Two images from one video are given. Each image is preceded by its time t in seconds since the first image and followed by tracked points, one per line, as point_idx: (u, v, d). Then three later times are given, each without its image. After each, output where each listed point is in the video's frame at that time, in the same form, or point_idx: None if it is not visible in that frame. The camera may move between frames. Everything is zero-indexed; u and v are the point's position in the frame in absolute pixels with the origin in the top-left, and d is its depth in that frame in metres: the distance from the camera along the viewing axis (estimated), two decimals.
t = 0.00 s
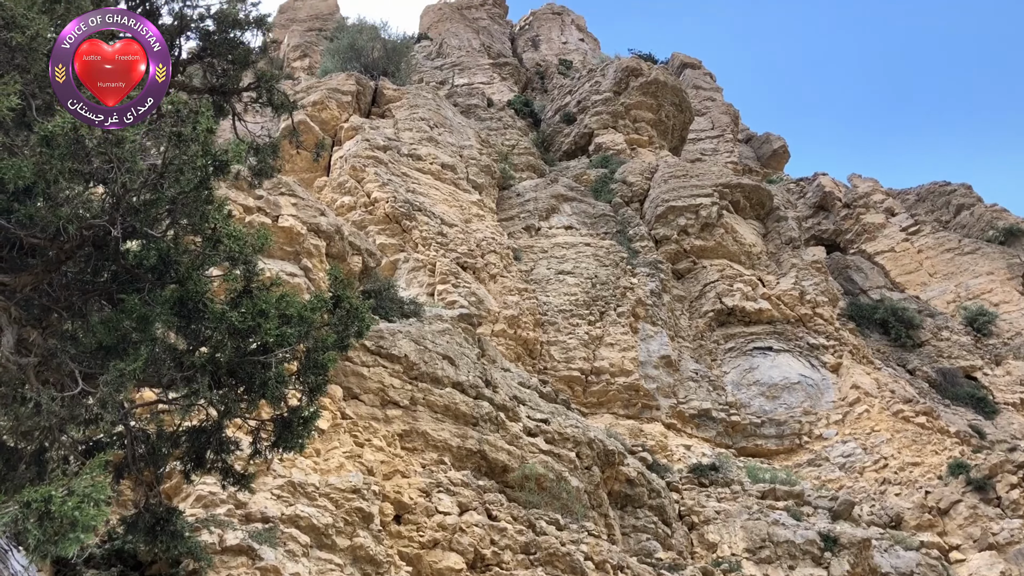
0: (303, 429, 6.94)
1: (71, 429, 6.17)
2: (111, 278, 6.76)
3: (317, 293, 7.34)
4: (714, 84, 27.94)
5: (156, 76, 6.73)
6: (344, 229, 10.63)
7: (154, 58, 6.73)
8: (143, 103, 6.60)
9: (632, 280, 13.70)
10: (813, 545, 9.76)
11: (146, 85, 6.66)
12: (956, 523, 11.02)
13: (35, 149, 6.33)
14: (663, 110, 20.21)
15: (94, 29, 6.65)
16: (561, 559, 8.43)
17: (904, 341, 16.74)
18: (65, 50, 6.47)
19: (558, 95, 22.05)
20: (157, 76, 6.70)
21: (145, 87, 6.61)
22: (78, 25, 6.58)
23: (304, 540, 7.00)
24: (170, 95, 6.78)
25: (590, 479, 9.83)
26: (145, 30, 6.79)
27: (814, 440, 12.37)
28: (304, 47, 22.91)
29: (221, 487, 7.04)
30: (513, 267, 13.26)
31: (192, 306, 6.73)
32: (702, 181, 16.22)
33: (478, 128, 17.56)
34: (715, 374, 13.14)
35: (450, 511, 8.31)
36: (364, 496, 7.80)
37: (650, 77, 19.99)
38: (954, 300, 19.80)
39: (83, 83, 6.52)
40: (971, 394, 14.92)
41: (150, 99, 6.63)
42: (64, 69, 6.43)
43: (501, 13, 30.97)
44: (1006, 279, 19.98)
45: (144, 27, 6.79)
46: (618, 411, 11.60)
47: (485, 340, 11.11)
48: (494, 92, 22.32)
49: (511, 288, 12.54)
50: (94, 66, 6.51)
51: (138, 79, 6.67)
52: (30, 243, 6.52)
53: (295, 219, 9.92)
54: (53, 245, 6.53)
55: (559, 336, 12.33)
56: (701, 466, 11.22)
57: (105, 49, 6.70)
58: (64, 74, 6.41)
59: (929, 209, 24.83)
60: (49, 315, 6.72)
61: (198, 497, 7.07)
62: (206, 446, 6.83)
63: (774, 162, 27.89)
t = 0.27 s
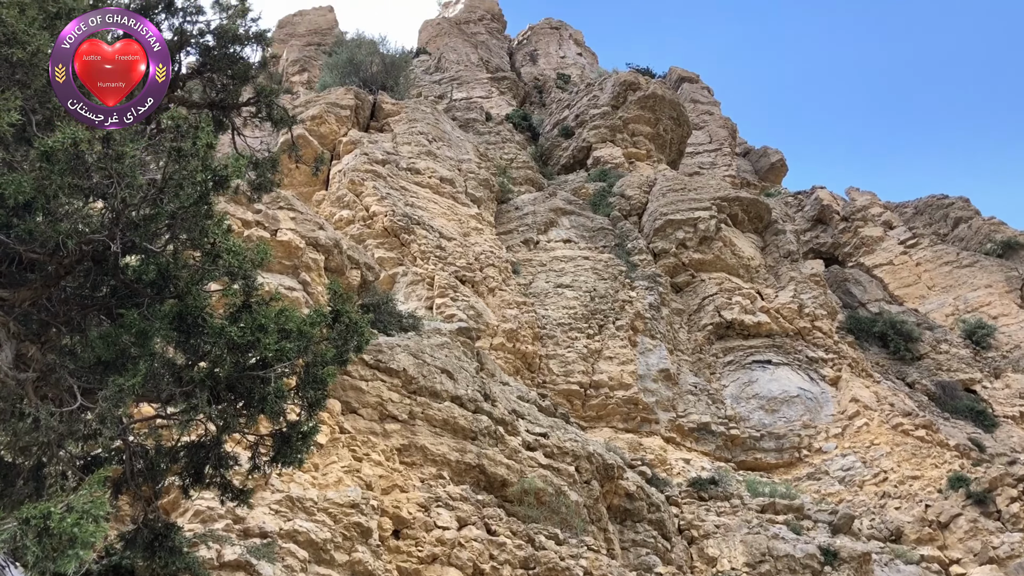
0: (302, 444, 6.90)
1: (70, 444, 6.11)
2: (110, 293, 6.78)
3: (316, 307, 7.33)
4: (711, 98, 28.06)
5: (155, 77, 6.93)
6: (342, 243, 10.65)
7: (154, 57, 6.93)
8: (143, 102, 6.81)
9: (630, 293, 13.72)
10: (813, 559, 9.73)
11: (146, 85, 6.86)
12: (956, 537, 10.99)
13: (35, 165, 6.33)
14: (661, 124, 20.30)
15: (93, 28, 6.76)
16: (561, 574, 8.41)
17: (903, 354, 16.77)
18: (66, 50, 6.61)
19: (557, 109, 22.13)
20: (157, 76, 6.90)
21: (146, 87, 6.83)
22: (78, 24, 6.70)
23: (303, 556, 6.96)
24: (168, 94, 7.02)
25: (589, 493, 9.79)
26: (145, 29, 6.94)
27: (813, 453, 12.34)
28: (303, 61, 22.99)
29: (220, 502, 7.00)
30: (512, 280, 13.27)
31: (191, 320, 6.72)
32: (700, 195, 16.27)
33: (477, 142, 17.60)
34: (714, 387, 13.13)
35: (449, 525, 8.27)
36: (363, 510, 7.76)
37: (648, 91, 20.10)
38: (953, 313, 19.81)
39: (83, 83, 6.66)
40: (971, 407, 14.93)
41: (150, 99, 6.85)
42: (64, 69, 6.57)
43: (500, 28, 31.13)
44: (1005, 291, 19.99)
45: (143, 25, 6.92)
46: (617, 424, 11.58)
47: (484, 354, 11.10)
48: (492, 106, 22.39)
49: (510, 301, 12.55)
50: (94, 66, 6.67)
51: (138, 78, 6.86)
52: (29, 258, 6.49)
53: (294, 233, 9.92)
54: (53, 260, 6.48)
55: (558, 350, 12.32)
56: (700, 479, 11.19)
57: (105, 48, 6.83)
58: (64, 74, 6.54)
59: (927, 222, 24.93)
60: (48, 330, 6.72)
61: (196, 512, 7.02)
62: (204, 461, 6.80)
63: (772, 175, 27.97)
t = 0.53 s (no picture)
0: (301, 459, 6.88)
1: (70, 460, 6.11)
2: (109, 309, 6.78)
3: (315, 321, 7.33)
4: (708, 111, 28.18)
5: (155, 76, 7.00)
6: (341, 256, 10.66)
7: (154, 57, 7.00)
8: (143, 101, 6.90)
9: (628, 305, 13.73)
10: (813, 572, 9.71)
11: (146, 85, 6.94)
12: (956, 549, 10.95)
13: (34, 182, 6.35)
14: (658, 137, 20.32)
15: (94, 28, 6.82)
16: None
17: (902, 366, 16.80)
18: (66, 50, 6.67)
19: (554, 123, 22.22)
20: (157, 76, 6.99)
21: (146, 87, 6.92)
22: (78, 25, 6.76)
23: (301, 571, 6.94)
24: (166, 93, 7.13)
25: (588, 506, 9.76)
26: (145, 28, 6.99)
27: (812, 466, 12.33)
28: (301, 76, 23.06)
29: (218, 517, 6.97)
30: (510, 293, 13.28)
31: (190, 335, 6.69)
32: (698, 207, 16.31)
33: (475, 156, 17.65)
34: (713, 400, 13.14)
35: (448, 539, 8.24)
36: (362, 525, 7.72)
37: (645, 104, 20.18)
38: (950, 325, 19.84)
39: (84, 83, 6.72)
40: (969, 419, 14.95)
41: (150, 99, 6.95)
42: (64, 69, 6.65)
43: (497, 42, 31.28)
44: (1002, 303, 20.11)
45: (143, 25, 6.99)
46: (616, 437, 11.56)
47: (483, 367, 11.10)
48: (490, 119, 22.45)
49: (508, 314, 12.55)
50: (94, 66, 6.73)
51: (138, 79, 6.92)
52: (28, 274, 6.48)
53: (293, 247, 9.92)
54: (52, 275, 6.49)
55: (556, 363, 12.30)
56: (699, 492, 11.16)
57: (104, 48, 6.85)
58: (64, 74, 6.62)
59: (924, 234, 25.03)
60: (47, 345, 6.70)
61: (194, 527, 7.00)
62: (204, 476, 6.78)
63: (769, 188, 28.07)
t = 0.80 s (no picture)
0: (302, 475, 6.85)
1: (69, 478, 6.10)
2: (109, 326, 6.75)
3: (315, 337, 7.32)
4: (706, 125, 28.29)
5: (155, 75, 7.06)
6: (341, 271, 10.66)
7: (154, 57, 7.04)
8: (143, 102, 6.99)
9: (628, 319, 13.73)
10: None
11: (146, 85, 7.01)
12: (959, 563, 10.85)
13: (35, 199, 6.36)
14: (657, 151, 20.42)
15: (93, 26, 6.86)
16: None
17: (902, 379, 16.78)
18: (66, 49, 6.73)
19: (553, 137, 22.30)
20: (157, 76, 7.04)
21: (145, 87, 6.99)
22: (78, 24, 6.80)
23: None
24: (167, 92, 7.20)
25: (589, 521, 9.72)
26: (145, 28, 7.02)
27: (814, 479, 12.29)
28: (301, 91, 23.16)
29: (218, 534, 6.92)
30: (510, 307, 13.28)
31: (191, 352, 6.74)
32: (697, 221, 16.36)
33: (474, 170, 17.69)
34: (713, 413, 13.11)
35: (449, 555, 8.18)
36: (362, 541, 7.68)
37: (643, 119, 20.26)
38: (950, 337, 19.84)
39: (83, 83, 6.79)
40: (970, 432, 14.94)
41: (150, 98, 7.02)
42: (64, 68, 6.72)
43: (496, 58, 31.45)
44: (1001, 315, 20.13)
45: (143, 25, 7.02)
46: (617, 452, 11.54)
47: (483, 382, 11.09)
48: (489, 134, 22.52)
49: (508, 328, 12.54)
50: (93, 66, 6.79)
51: (138, 78, 6.97)
52: (29, 292, 6.47)
53: (292, 262, 9.92)
54: (53, 293, 6.46)
55: (556, 377, 12.28)
56: (700, 506, 11.12)
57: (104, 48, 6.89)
58: (64, 74, 6.70)
59: (924, 246, 25.09)
60: (47, 363, 6.69)
61: (194, 544, 6.96)
62: (204, 493, 6.75)
63: (768, 202, 28.15)
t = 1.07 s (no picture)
0: (303, 495, 6.83)
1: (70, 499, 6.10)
2: (111, 347, 6.72)
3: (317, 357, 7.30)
4: (706, 142, 28.42)
5: (155, 75, 7.28)
6: (342, 289, 10.68)
7: (153, 57, 7.25)
8: (144, 99, 7.21)
9: (630, 335, 13.74)
10: None
11: (147, 83, 7.26)
12: None
13: (38, 221, 6.35)
14: (657, 168, 20.50)
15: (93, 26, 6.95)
16: None
17: (904, 395, 16.78)
18: (65, 49, 6.84)
19: (554, 154, 22.40)
20: (157, 74, 7.31)
21: (145, 86, 7.20)
22: (77, 24, 6.89)
23: None
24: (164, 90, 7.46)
25: (591, 540, 9.68)
26: (145, 28, 7.17)
27: (816, 496, 12.26)
28: (302, 109, 23.26)
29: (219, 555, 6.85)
30: (511, 324, 13.29)
31: (193, 373, 6.71)
32: (698, 237, 16.44)
33: (475, 187, 17.74)
34: (715, 430, 13.09)
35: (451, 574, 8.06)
36: (363, 560, 7.66)
37: (643, 136, 20.36)
38: (952, 353, 19.83)
39: (83, 83, 6.92)
40: (973, 448, 14.95)
41: (149, 98, 7.24)
42: (63, 69, 6.85)
43: (497, 75, 31.63)
44: (1003, 331, 20.11)
45: (143, 23, 7.18)
46: (619, 469, 11.51)
47: (484, 399, 11.08)
48: (490, 152, 22.60)
49: (509, 345, 12.54)
50: (92, 65, 6.91)
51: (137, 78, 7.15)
52: (32, 312, 6.47)
53: (294, 280, 9.92)
54: (55, 314, 6.48)
55: (558, 394, 12.26)
56: (703, 524, 11.07)
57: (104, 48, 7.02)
58: (63, 74, 6.83)
59: (924, 262, 25.17)
60: (50, 383, 6.68)
61: (195, 563, 6.88)
62: (205, 513, 6.72)
63: (768, 218, 28.23)
